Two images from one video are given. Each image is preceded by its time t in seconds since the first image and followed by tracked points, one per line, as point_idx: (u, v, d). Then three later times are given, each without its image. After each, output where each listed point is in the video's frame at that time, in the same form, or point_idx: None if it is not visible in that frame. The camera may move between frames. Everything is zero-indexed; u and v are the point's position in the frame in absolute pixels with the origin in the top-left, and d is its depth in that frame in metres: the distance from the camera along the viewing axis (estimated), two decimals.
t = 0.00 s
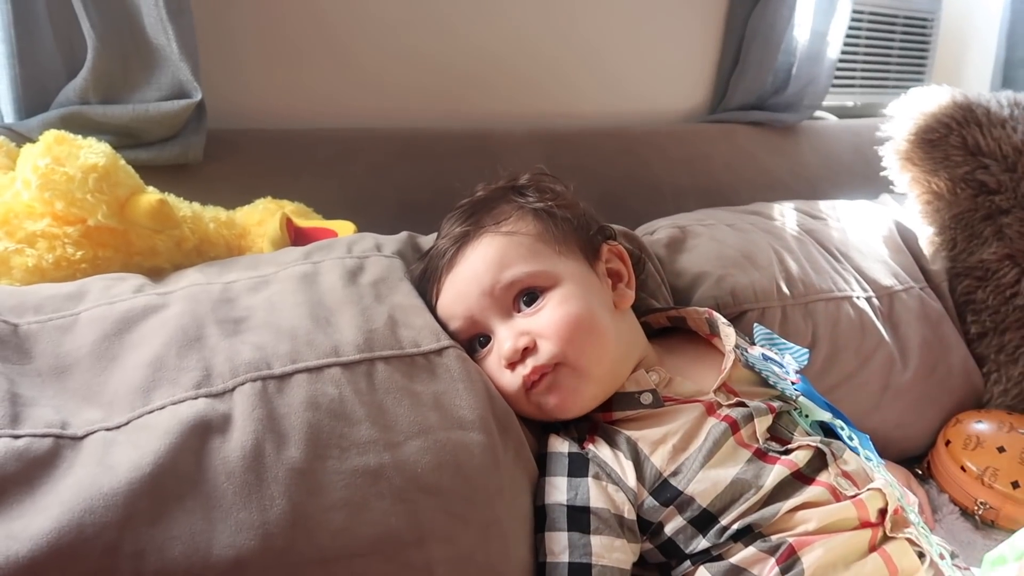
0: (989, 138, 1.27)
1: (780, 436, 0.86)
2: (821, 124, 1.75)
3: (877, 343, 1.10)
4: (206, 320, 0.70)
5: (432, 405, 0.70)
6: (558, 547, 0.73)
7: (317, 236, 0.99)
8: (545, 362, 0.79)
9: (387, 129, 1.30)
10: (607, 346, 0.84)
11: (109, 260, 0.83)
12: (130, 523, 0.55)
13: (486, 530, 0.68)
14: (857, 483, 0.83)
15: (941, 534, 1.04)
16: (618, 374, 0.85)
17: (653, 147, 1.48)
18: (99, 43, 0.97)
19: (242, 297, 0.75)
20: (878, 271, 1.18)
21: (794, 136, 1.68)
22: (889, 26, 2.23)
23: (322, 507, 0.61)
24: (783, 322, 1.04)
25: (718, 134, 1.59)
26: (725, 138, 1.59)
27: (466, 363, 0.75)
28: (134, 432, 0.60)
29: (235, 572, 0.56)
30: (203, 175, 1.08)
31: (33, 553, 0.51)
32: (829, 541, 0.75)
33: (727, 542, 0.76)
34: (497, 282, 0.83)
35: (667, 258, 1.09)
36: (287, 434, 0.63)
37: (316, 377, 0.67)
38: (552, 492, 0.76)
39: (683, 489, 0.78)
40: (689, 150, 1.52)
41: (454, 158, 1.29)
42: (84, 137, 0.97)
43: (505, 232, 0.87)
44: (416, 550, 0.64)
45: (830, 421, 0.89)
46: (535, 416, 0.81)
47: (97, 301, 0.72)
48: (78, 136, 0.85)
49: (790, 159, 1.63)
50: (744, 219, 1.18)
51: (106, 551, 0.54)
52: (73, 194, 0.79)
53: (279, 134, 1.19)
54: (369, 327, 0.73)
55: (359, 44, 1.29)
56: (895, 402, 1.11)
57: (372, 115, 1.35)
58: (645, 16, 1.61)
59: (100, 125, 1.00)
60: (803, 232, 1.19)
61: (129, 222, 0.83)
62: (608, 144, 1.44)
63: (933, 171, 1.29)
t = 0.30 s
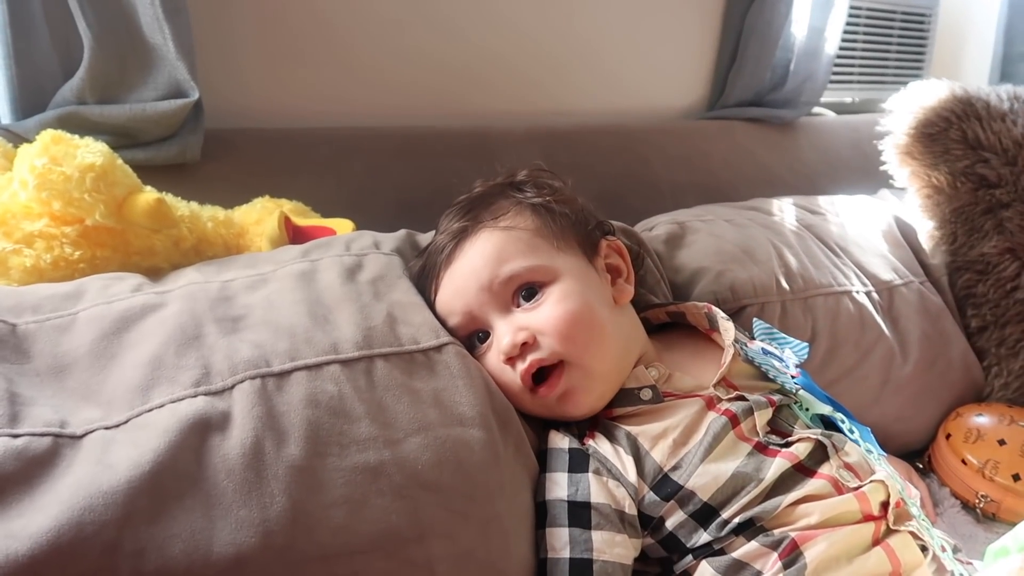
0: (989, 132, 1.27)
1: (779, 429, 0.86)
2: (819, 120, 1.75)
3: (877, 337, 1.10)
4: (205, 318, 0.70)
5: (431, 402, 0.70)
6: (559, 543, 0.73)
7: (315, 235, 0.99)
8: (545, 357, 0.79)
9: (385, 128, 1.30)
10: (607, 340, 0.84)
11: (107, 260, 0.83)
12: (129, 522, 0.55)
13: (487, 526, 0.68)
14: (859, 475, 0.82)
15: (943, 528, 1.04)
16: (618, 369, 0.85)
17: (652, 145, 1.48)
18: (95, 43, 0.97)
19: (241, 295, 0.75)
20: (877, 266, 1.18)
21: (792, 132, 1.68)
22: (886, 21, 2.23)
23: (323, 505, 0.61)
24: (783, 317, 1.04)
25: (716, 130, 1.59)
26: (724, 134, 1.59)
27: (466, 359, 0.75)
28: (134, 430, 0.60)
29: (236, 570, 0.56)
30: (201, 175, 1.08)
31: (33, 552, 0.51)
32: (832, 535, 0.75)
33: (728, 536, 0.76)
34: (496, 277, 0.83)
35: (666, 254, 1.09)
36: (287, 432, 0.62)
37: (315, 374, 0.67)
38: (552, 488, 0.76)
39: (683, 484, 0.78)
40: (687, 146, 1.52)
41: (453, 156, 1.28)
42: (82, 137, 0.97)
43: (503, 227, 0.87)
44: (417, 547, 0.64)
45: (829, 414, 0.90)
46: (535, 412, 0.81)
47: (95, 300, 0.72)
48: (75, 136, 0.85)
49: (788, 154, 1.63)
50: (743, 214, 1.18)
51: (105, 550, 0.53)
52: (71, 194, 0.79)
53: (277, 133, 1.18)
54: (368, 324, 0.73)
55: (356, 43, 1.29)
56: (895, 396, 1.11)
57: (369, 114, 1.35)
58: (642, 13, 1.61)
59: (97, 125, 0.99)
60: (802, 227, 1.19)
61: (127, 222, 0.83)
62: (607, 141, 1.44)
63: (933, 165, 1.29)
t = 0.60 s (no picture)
0: (990, 133, 1.27)
1: (781, 431, 0.86)
2: (819, 121, 1.75)
3: (877, 338, 1.10)
4: (206, 321, 0.70)
5: (433, 405, 0.70)
6: (560, 546, 0.73)
7: (316, 237, 0.99)
8: (546, 359, 0.79)
9: (386, 129, 1.30)
10: (608, 342, 0.84)
11: (109, 263, 0.83)
12: (132, 525, 0.55)
13: (489, 529, 0.68)
14: (859, 478, 0.83)
15: (944, 529, 1.04)
16: (619, 371, 0.85)
17: (652, 146, 1.48)
18: (96, 45, 0.97)
19: (242, 298, 0.75)
20: (878, 267, 1.18)
21: (792, 133, 1.68)
22: (886, 22, 2.23)
23: (325, 508, 0.61)
24: (784, 318, 1.04)
25: (717, 132, 1.59)
26: (724, 136, 1.59)
27: (467, 361, 0.75)
28: (136, 434, 0.60)
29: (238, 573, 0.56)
30: (202, 177, 1.08)
31: (36, 556, 0.51)
32: (832, 537, 0.75)
33: (729, 539, 0.76)
34: (497, 280, 0.83)
35: (667, 256, 1.09)
36: (289, 435, 0.62)
37: (316, 377, 0.67)
38: (553, 490, 0.76)
39: (684, 486, 0.78)
40: (687, 147, 1.52)
41: (453, 158, 1.29)
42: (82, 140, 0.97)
43: (504, 229, 0.87)
44: (419, 550, 0.64)
45: (830, 416, 0.90)
46: (537, 414, 0.81)
47: (97, 303, 0.72)
48: (76, 138, 0.85)
49: (788, 155, 1.63)
50: (744, 216, 1.18)
51: (108, 553, 0.53)
52: (72, 197, 0.79)
53: (277, 135, 1.18)
54: (369, 327, 0.73)
55: (356, 44, 1.29)
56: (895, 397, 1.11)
57: (369, 115, 1.35)
58: (642, 14, 1.61)
59: (98, 127, 1.00)
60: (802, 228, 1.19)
61: (128, 224, 0.83)
62: (607, 143, 1.44)
63: (933, 166, 1.29)
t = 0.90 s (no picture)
0: (989, 133, 1.27)
1: (780, 431, 0.86)
2: (818, 121, 1.75)
3: (876, 339, 1.10)
4: (205, 322, 0.70)
5: (432, 405, 0.70)
6: (559, 546, 0.73)
7: (316, 238, 0.99)
8: (546, 359, 0.79)
9: (385, 130, 1.30)
10: (607, 342, 0.84)
11: (108, 264, 0.83)
12: (131, 526, 0.55)
13: (488, 529, 0.68)
14: (857, 478, 0.83)
15: (943, 529, 1.04)
16: (618, 372, 0.85)
17: (651, 147, 1.48)
18: (96, 47, 0.97)
19: (241, 299, 0.75)
20: (877, 267, 1.18)
21: (792, 133, 1.68)
22: (885, 22, 2.23)
23: (324, 508, 0.61)
24: (783, 319, 1.04)
25: (716, 132, 1.59)
26: (723, 136, 1.59)
27: (466, 362, 0.75)
28: (135, 434, 0.60)
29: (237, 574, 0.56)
30: (201, 178, 1.08)
31: (34, 557, 0.51)
32: (830, 536, 0.75)
33: (727, 539, 0.76)
34: (496, 281, 0.83)
35: (666, 256, 1.09)
36: (287, 436, 0.63)
37: (315, 378, 0.67)
38: (552, 490, 0.76)
39: (683, 486, 0.78)
40: (687, 148, 1.52)
41: (453, 159, 1.29)
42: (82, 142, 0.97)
43: (503, 230, 0.87)
44: (418, 550, 0.64)
45: (829, 416, 0.90)
46: (536, 415, 0.81)
47: (96, 304, 0.72)
48: (75, 140, 0.86)
49: (788, 156, 1.63)
50: (742, 216, 1.18)
51: (107, 554, 0.54)
52: (71, 198, 0.79)
53: (277, 136, 1.18)
54: (368, 327, 0.73)
55: (355, 46, 1.29)
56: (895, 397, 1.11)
57: (369, 117, 1.35)
58: (641, 16, 1.61)
59: (97, 129, 1.00)
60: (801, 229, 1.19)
61: (127, 225, 0.83)
62: (607, 144, 1.44)
63: (932, 166, 1.29)
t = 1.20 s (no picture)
0: (986, 133, 1.27)
1: (778, 431, 0.86)
2: (816, 122, 1.75)
3: (875, 338, 1.10)
4: (202, 323, 0.70)
5: (429, 406, 0.70)
6: (558, 547, 0.73)
7: (314, 240, 0.99)
8: (543, 361, 0.79)
9: (383, 132, 1.30)
10: (605, 343, 0.84)
11: (105, 266, 0.83)
12: (128, 527, 0.55)
13: (485, 530, 0.68)
14: (855, 478, 0.83)
15: (943, 529, 1.04)
16: (615, 372, 0.85)
17: (649, 148, 1.48)
18: (93, 50, 0.97)
19: (238, 301, 0.75)
20: (875, 267, 1.18)
21: (790, 133, 1.68)
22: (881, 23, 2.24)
23: (321, 509, 0.61)
24: (781, 319, 1.04)
25: (714, 133, 1.59)
26: (721, 137, 1.59)
27: (463, 363, 0.75)
28: (132, 436, 0.60)
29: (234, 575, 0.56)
30: (199, 181, 1.09)
31: (30, 559, 0.51)
32: (828, 536, 0.75)
33: (726, 539, 0.76)
34: (493, 283, 0.83)
35: (663, 257, 1.09)
36: (284, 437, 0.62)
37: (312, 379, 0.67)
38: (550, 491, 0.76)
39: (681, 487, 0.78)
40: (684, 149, 1.52)
41: (451, 161, 1.29)
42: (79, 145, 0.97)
43: (500, 232, 0.87)
44: (415, 551, 0.64)
45: (827, 416, 0.90)
46: (533, 416, 0.81)
47: (92, 307, 0.72)
48: (72, 143, 0.86)
49: (787, 156, 1.64)
50: (740, 217, 1.18)
51: (104, 555, 0.53)
52: (68, 201, 0.79)
53: (275, 138, 1.18)
54: (365, 328, 0.73)
55: (353, 48, 1.30)
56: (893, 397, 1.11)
57: (367, 118, 1.35)
58: (637, 17, 1.62)
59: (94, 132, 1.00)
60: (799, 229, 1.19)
61: (124, 228, 0.83)
62: (605, 145, 1.44)
63: (929, 167, 1.29)
